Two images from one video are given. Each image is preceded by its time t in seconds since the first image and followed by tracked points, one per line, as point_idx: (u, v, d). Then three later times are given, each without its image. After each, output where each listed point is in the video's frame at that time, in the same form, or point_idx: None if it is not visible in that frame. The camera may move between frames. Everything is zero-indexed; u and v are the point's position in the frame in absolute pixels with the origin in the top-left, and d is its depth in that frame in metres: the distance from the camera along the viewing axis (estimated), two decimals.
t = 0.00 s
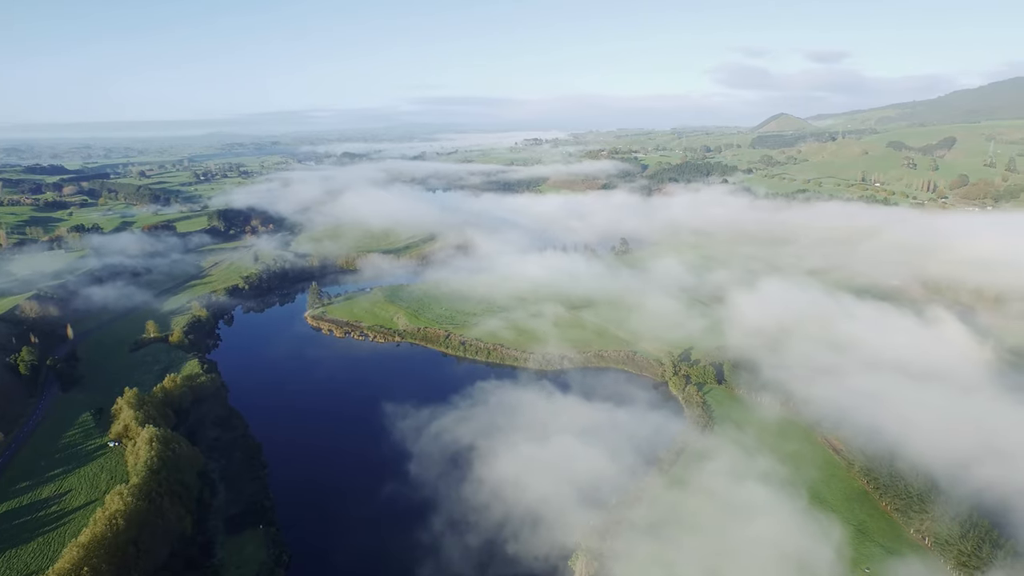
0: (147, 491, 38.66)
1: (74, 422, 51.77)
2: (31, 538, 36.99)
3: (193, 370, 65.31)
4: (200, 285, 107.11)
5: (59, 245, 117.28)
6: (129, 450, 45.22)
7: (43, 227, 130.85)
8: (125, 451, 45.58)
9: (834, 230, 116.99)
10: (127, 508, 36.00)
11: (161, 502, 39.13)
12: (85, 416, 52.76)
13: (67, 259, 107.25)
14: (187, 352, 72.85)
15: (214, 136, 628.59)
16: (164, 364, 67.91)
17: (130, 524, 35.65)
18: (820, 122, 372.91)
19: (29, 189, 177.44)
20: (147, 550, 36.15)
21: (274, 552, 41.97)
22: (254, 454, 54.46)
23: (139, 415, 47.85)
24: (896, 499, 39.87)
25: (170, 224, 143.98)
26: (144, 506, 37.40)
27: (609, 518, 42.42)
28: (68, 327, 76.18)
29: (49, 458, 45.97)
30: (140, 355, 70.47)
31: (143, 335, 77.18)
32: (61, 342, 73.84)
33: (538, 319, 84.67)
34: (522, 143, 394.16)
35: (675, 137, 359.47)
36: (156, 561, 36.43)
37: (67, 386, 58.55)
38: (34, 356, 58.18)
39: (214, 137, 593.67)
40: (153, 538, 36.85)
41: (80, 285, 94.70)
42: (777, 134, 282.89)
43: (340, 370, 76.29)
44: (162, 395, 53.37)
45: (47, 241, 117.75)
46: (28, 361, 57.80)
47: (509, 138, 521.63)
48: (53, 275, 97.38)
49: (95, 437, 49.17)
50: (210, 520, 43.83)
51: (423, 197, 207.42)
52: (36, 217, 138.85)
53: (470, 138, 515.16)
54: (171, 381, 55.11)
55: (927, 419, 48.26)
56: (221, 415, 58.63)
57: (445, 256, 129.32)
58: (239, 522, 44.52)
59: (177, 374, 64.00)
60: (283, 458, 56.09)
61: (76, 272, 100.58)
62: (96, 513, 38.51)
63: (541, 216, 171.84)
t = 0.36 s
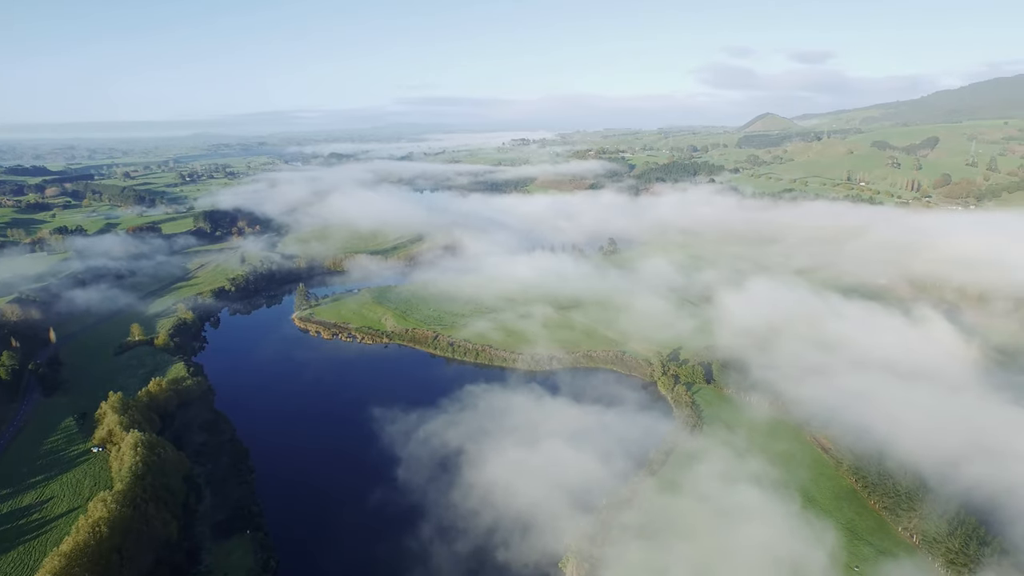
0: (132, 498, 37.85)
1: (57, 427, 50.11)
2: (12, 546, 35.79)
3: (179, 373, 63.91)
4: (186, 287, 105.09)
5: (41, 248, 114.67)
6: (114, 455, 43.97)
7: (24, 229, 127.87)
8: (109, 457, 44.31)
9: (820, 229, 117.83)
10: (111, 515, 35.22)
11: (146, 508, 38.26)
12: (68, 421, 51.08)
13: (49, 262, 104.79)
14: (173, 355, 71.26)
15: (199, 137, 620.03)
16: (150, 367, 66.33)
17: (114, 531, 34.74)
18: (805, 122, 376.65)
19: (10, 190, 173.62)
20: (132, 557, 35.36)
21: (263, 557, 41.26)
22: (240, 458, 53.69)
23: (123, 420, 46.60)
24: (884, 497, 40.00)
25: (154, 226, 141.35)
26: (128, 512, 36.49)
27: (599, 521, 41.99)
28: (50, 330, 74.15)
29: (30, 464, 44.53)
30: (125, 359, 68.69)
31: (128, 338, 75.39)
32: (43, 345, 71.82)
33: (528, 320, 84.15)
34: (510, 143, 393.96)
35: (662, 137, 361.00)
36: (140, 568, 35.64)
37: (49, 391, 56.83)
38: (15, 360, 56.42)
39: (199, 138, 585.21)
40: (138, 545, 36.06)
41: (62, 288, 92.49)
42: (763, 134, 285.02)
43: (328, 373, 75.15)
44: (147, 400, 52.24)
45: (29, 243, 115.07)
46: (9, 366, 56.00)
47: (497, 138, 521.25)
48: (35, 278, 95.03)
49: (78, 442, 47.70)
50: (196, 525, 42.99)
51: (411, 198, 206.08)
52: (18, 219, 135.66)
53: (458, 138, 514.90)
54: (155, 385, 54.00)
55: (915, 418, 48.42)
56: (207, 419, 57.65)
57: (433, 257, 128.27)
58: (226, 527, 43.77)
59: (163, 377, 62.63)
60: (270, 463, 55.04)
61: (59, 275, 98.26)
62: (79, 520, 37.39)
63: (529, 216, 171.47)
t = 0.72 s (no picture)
0: (113, 505, 36.68)
1: (36, 434, 48.43)
2: None
3: (162, 377, 62.28)
4: (169, 289, 102.77)
5: (19, 250, 111.49)
6: (95, 461, 42.52)
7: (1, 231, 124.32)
8: (91, 463, 42.85)
9: (804, 229, 118.82)
10: (91, 523, 34.08)
11: (128, 514, 37.19)
12: (47, 427, 49.39)
13: (27, 265, 101.93)
14: (157, 359, 69.51)
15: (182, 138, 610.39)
16: (133, 371, 64.62)
17: (94, 540, 33.61)
18: (788, 122, 380.72)
19: None
20: (112, 566, 34.23)
21: (247, 564, 40.44)
22: (225, 463, 52.77)
23: (105, 425, 45.16)
24: (871, 495, 40.31)
25: (136, 227, 138.29)
26: (109, 519, 35.39)
27: (589, 525, 41.58)
28: (28, 334, 71.89)
29: (7, 472, 42.89)
30: (106, 363, 66.63)
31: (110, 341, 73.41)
32: (21, 350, 69.61)
33: (516, 320, 83.53)
34: (496, 143, 393.17)
35: (647, 137, 362.58)
36: None
37: (28, 397, 54.88)
38: None
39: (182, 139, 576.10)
40: (119, 553, 34.90)
41: (41, 291, 89.91)
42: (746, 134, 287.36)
43: (314, 376, 73.78)
44: (129, 405, 50.97)
45: (6, 246, 111.86)
46: None
47: (483, 139, 519.89)
48: (12, 281, 92.19)
49: (58, 449, 46.09)
50: (180, 531, 41.99)
51: (397, 198, 204.38)
52: None
53: (444, 138, 515.30)
54: (138, 389, 52.73)
55: (900, 416, 48.82)
56: (191, 423, 56.46)
57: (419, 258, 127.00)
58: (210, 534, 42.87)
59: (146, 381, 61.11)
60: (253, 471, 53.68)
61: (37, 278, 95.44)
62: (58, 528, 36.07)
63: (516, 216, 170.88)
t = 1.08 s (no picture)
0: (91, 513, 35.47)
1: (10, 441, 46.61)
2: None
3: (142, 383, 60.73)
4: (149, 292, 100.24)
5: None
6: (72, 469, 41.08)
7: None
8: (68, 471, 41.38)
9: (787, 228, 119.87)
10: (68, 534, 32.89)
11: (106, 523, 35.84)
12: (22, 434, 47.63)
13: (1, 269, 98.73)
14: (137, 363, 67.61)
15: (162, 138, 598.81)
16: (112, 376, 62.77)
17: (71, 552, 32.27)
18: (770, 121, 385.43)
19: None
20: None
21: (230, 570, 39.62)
22: (207, 469, 51.82)
23: (83, 432, 43.71)
24: (856, 493, 40.50)
25: (115, 229, 134.82)
26: (86, 529, 34.02)
27: (576, 529, 41.07)
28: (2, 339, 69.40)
29: None
30: (84, 368, 64.64)
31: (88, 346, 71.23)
32: None
33: (501, 321, 82.89)
34: (481, 144, 392.25)
35: (631, 137, 364.54)
36: None
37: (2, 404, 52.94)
38: None
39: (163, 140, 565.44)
40: (98, 564, 33.77)
41: (15, 296, 87.04)
42: (728, 134, 290.13)
43: (298, 379, 72.25)
44: (108, 410, 49.79)
45: None
46: None
47: (467, 139, 520.19)
48: None
49: (33, 457, 44.37)
50: (161, 539, 40.95)
51: (381, 199, 202.44)
52: None
53: (427, 138, 523.76)
54: (117, 395, 51.64)
55: (884, 413, 49.12)
56: (173, 429, 55.35)
57: (404, 259, 125.61)
58: (192, 540, 41.96)
59: (126, 386, 59.49)
60: (233, 479, 52.24)
61: (12, 282, 92.41)
62: (33, 540, 34.70)
63: (501, 217, 170.26)
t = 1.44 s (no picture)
0: (65, 526, 34.14)
1: None
2: None
3: (119, 389, 58.94)
4: (126, 296, 97.49)
5: None
6: (44, 479, 39.50)
7: None
8: (40, 482, 39.78)
9: (769, 227, 120.91)
10: (40, 547, 31.56)
11: (82, 534, 34.66)
12: None
13: None
14: (114, 369, 65.55)
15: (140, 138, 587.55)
16: (87, 382, 60.76)
17: (42, 566, 31.04)
18: (750, 121, 389.91)
19: None
20: None
21: None
22: (187, 477, 50.67)
23: (56, 441, 42.15)
24: (840, 490, 40.82)
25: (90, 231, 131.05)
26: (59, 541, 32.85)
27: (563, 535, 40.56)
28: None
29: None
30: (58, 374, 62.44)
31: (62, 351, 68.88)
32: None
33: (487, 323, 82.17)
34: (464, 144, 390.83)
35: (614, 137, 365.98)
36: None
37: None
38: None
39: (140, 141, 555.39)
40: None
41: None
42: (710, 134, 292.64)
43: (280, 384, 70.61)
44: (84, 417, 49.21)
45: None
46: None
47: (451, 139, 518.03)
48: None
49: (3, 468, 42.54)
50: (139, 550, 39.73)
51: (364, 200, 200.17)
52: None
53: (410, 138, 521.04)
54: (94, 401, 50.99)
55: (866, 411, 49.55)
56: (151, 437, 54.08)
57: (387, 260, 124.15)
58: (172, 550, 40.87)
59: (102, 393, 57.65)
60: (212, 488, 50.56)
61: None
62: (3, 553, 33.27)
63: (485, 217, 169.44)
